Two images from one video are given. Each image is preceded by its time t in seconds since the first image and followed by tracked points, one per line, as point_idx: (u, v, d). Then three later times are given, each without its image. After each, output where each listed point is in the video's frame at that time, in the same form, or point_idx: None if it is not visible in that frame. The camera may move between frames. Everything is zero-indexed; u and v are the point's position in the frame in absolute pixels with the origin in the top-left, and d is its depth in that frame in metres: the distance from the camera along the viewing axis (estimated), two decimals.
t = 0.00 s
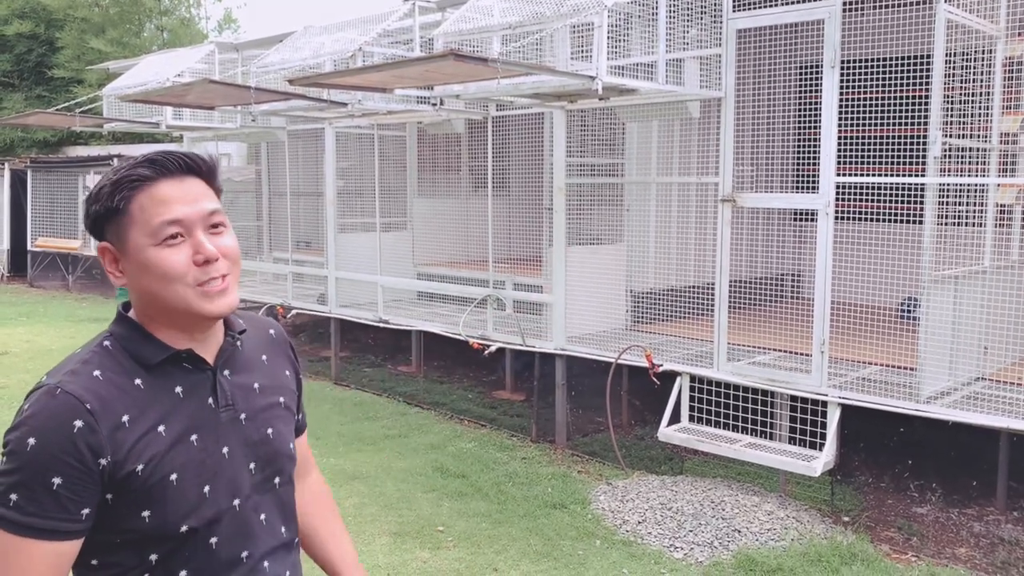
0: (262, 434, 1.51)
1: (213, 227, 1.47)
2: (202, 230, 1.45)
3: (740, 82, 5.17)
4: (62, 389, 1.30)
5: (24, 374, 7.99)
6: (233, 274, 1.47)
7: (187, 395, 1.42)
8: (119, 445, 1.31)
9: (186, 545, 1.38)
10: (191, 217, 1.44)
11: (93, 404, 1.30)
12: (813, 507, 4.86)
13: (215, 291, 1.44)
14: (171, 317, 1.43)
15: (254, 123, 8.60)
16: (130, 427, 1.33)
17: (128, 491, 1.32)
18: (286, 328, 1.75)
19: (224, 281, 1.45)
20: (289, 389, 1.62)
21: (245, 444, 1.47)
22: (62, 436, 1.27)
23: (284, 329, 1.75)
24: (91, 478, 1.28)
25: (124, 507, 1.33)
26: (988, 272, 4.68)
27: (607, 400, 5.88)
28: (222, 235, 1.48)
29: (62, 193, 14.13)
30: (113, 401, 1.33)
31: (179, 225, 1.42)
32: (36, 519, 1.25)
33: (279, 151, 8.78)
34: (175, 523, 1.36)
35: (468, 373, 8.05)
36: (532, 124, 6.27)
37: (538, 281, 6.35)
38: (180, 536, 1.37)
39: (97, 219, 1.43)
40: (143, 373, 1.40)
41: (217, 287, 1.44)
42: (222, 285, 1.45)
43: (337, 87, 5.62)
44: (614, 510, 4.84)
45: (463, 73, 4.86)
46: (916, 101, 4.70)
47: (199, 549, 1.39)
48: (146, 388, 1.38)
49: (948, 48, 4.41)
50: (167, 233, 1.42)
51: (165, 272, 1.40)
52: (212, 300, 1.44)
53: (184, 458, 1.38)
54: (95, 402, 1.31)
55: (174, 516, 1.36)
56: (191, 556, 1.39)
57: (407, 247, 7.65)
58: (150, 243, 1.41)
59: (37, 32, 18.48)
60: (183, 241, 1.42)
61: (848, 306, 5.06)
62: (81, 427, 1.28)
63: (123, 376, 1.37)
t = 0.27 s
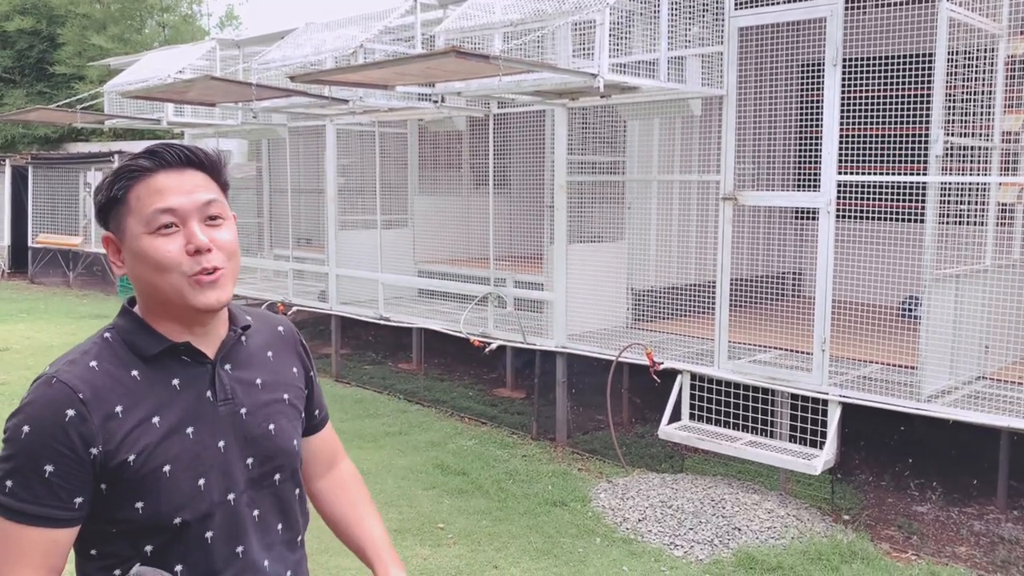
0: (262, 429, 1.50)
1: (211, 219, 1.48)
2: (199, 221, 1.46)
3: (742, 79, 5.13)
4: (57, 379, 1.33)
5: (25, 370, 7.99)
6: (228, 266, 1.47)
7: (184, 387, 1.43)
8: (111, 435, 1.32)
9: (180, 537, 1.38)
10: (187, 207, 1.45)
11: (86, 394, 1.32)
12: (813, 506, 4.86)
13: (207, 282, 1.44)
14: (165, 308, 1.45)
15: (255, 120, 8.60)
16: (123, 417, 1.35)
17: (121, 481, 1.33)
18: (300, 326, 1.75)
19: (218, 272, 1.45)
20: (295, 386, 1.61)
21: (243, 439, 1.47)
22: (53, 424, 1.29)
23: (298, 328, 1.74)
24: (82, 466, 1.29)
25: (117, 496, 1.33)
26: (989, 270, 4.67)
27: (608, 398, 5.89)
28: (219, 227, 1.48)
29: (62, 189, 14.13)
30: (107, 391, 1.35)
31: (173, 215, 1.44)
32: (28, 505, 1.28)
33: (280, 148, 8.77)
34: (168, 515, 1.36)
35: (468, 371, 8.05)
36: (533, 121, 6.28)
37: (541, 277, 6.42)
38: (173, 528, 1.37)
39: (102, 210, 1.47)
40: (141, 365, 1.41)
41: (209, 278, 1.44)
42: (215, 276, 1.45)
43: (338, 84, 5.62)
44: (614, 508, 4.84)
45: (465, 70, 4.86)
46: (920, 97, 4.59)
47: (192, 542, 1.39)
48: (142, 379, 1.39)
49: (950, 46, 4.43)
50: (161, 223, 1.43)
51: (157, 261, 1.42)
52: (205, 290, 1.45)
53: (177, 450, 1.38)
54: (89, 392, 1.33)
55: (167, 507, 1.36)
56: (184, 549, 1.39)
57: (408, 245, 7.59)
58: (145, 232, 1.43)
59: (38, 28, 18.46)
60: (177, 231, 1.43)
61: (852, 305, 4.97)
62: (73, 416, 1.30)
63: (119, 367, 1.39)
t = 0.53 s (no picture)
0: (265, 427, 1.50)
1: (217, 218, 1.49)
2: (205, 220, 1.47)
3: (743, 78, 5.14)
4: (61, 371, 1.33)
5: (25, 368, 8.00)
6: (232, 266, 1.48)
7: (186, 383, 1.43)
8: (112, 428, 1.33)
9: (177, 532, 1.39)
10: (194, 206, 1.46)
11: (88, 386, 1.33)
12: (813, 505, 4.86)
13: (211, 281, 1.46)
14: (169, 305, 1.46)
15: (256, 117, 8.60)
16: (125, 411, 1.35)
17: (121, 473, 1.33)
18: (308, 325, 1.74)
19: (221, 272, 1.47)
20: (301, 385, 1.61)
21: (244, 436, 1.47)
22: (56, 416, 1.30)
23: (306, 326, 1.74)
24: (84, 457, 1.30)
25: (117, 489, 1.34)
26: (989, 270, 4.68)
27: (608, 396, 5.89)
28: (225, 227, 1.50)
29: (63, 186, 14.13)
30: (109, 384, 1.35)
31: (180, 214, 1.45)
32: (38, 497, 1.30)
33: (281, 146, 8.78)
34: (166, 509, 1.37)
35: (468, 369, 8.06)
36: (535, 120, 6.29)
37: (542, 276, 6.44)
38: (170, 522, 1.38)
39: (109, 205, 1.49)
40: (143, 359, 1.41)
41: (213, 278, 1.46)
42: (219, 276, 1.47)
43: (340, 82, 5.62)
44: (614, 506, 4.85)
45: (466, 68, 4.86)
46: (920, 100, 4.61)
47: (189, 536, 1.40)
48: (144, 374, 1.40)
49: (951, 47, 4.43)
50: (168, 221, 1.45)
51: (162, 259, 1.43)
52: (208, 289, 1.46)
53: (177, 445, 1.38)
54: (92, 384, 1.33)
55: (164, 502, 1.36)
56: (180, 543, 1.40)
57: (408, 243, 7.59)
58: (151, 230, 1.44)
59: (39, 25, 18.45)
60: (183, 230, 1.45)
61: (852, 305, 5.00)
62: (75, 408, 1.31)
63: (123, 361, 1.39)
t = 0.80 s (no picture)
0: (266, 426, 1.51)
1: (224, 220, 1.50)
2: (213, 221, 1.48)
3: (743, 78, 5.15)
4: (68, 366, 1.33)
5: (24, 366, 7.99)
6: (238, 267, 1.49)
7: (190, 381, 1.44)
8: (120, 424, 1.33)
9: (178, 529, 1.39)
10: (203, 207, 1.47)
11: (96, 382, 1.33)
12: (813, 504, 4.87)
13: (216, 281, 1.46)
14: (174, 303, 1.46)
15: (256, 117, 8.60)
16: (131, 407, 1.35)
17: (128, 469, 1.34)
18: (308, 325, 1.75)
19: (227, 273, 1.47)
20: (301, 385, 1.62)
21: (246, 435, 1.48)
22: (65, 411, 1.29)
23: (306, 326, 1.75)
24: (93, 453, 1.30)
25: (122, 485, 1.34)
26: (989, 270, 4.68)
27: (608, 396, 5.89)
28: (233, 229, 1.50)
29: (63, 185, 14.13)
30: (116, 380, 1.35)
31: (189, 214, 1.45)
32: (52, 493, 1.29)
33: (281, 145, 8.78)
34: (169, 506, 1.37)
35: (468, 369, 8.06)
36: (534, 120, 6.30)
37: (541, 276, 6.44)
38: (173, 520, 1.38)
39: (119, 203, 1.49)
40: (149, 355, 1.41)
41: (219, 279, 1.46)
42: (225, 277, 1.47)
43: (340, 81, 5.62)
44: (613, 505, 4.85)
45: (466, 67, 4.86)
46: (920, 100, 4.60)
47: (190, 533, 1.40)
48: (150, 371, 1.40)
49: (951, 47, 4.44)
50: (176, 220, 1.45)
51: (169, 258, 1.43)
52: (214, 290, 1.46)
53: (181, 443, 1.38)
54: (99, 380, 1.33)
55: (168, 500, 1.37)
56: (181, 540, 1.40)
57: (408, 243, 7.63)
58: (159, 229, 1.44)
59: (39, 24, 18.43)
60: (191, 230, 1.45)
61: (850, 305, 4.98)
62: (85, 404, 1.30)
63: (129, 357, 1.39)
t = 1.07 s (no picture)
0: (269, 425, 1.51)
1: (230, 219, 1.50)
2: (219, 220, 1.48)
3: (742, 77, 5.14)
4: (74, 365, 1.33)
5: (23, 366, 7.99)
6: (244, 266, 1.49)
7: (195, 379, 1.44)
8: (127, 423, 1.33)
9: (184, 527, 1.40)
10: (209, 205, 1.47)
11: (103, 381, 1.33)
12: (812, 503, 4.87)
13: (222, 280, 1.46)
14: (179, 301, 1.46)
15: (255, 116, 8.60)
16: (138, 405, 1.35)
17: (135, 467, 1.34)
18: (306, 324, 1.75)
19: (233, 272, 1.47)
20: (301, 384, 1.62)
21: (249, 433, 1.48)
22: (72, 409, 1.29)
23: (304, 325, 1.75)
24: (101, 451, 1.30)
25: (129, 484, 1.34)
26: (988, 268, 4.70)
27: (607, 395, 5.89)
28: (238, 228, 1.50)
29: (62, 185, 14.12)
30: (122, 379, 1.35)
31: (195, 213, 1.46)
32: (61, 492, 1.28)
33: (280, 145, 8.77)
34: (175, 504, 1.38)
35: (468, 368, 8.06)
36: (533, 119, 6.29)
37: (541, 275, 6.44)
38: (178, 518, 1.39)
39: (124, 200, 1.49)
40: (153, 354, 1.42)
41: (225, 277, 1.46)
42: (230, 275, 1.47)
43: (339, 81, 5.61)
44: (612, 505, 4.85)
45: (465, 67, 4.86)
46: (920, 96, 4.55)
47: (197, 531, 1.41)
48: (155, 369, 1.40)
49: (950, 46, 4.45)
50: (183, 219, 1.45)
51: (175, 256, 1.43)
52: (219, 288, 1.46)
53: (187, 441, 1.39)
54: (106, 378, 1.33)
55: (174, 498, 1.37)
56: (186, 538, 1.40)
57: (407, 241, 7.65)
58: (166, 227, 1.44)
59: (38, 24, 18.41)
60: (197, 229, 1.46)
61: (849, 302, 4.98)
62: (93, 402, 1.30)
63: (134, 356, 1.39)
